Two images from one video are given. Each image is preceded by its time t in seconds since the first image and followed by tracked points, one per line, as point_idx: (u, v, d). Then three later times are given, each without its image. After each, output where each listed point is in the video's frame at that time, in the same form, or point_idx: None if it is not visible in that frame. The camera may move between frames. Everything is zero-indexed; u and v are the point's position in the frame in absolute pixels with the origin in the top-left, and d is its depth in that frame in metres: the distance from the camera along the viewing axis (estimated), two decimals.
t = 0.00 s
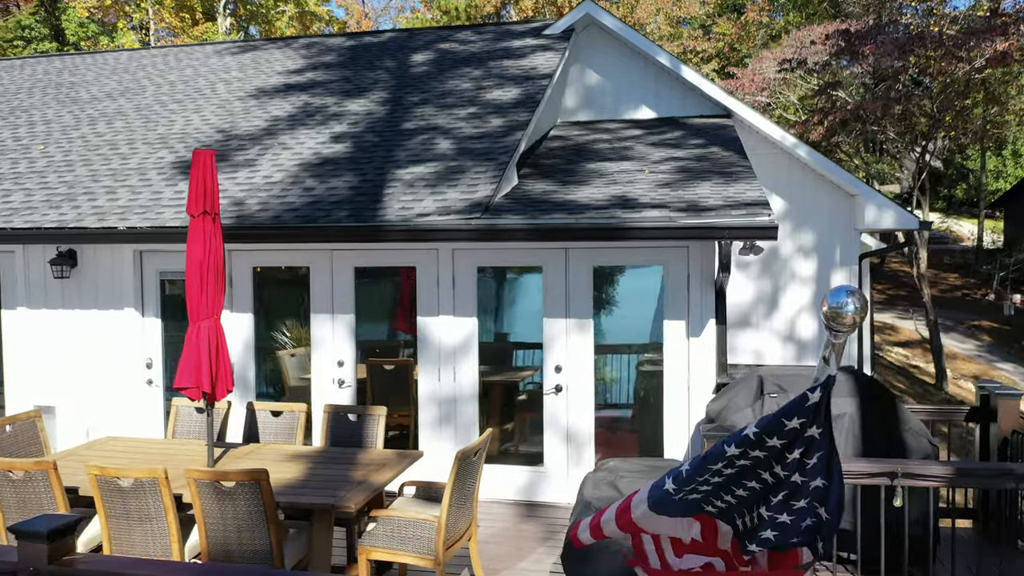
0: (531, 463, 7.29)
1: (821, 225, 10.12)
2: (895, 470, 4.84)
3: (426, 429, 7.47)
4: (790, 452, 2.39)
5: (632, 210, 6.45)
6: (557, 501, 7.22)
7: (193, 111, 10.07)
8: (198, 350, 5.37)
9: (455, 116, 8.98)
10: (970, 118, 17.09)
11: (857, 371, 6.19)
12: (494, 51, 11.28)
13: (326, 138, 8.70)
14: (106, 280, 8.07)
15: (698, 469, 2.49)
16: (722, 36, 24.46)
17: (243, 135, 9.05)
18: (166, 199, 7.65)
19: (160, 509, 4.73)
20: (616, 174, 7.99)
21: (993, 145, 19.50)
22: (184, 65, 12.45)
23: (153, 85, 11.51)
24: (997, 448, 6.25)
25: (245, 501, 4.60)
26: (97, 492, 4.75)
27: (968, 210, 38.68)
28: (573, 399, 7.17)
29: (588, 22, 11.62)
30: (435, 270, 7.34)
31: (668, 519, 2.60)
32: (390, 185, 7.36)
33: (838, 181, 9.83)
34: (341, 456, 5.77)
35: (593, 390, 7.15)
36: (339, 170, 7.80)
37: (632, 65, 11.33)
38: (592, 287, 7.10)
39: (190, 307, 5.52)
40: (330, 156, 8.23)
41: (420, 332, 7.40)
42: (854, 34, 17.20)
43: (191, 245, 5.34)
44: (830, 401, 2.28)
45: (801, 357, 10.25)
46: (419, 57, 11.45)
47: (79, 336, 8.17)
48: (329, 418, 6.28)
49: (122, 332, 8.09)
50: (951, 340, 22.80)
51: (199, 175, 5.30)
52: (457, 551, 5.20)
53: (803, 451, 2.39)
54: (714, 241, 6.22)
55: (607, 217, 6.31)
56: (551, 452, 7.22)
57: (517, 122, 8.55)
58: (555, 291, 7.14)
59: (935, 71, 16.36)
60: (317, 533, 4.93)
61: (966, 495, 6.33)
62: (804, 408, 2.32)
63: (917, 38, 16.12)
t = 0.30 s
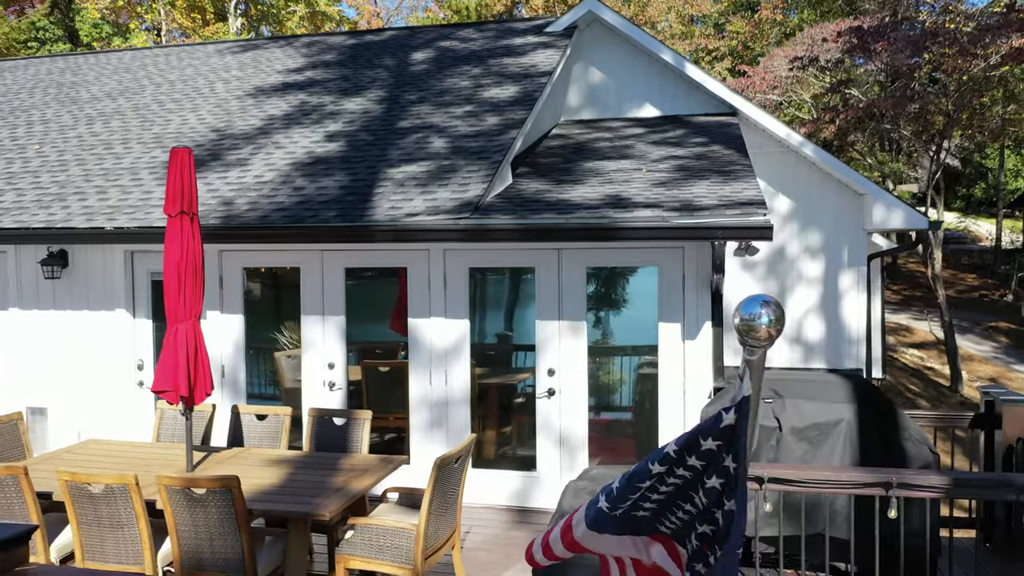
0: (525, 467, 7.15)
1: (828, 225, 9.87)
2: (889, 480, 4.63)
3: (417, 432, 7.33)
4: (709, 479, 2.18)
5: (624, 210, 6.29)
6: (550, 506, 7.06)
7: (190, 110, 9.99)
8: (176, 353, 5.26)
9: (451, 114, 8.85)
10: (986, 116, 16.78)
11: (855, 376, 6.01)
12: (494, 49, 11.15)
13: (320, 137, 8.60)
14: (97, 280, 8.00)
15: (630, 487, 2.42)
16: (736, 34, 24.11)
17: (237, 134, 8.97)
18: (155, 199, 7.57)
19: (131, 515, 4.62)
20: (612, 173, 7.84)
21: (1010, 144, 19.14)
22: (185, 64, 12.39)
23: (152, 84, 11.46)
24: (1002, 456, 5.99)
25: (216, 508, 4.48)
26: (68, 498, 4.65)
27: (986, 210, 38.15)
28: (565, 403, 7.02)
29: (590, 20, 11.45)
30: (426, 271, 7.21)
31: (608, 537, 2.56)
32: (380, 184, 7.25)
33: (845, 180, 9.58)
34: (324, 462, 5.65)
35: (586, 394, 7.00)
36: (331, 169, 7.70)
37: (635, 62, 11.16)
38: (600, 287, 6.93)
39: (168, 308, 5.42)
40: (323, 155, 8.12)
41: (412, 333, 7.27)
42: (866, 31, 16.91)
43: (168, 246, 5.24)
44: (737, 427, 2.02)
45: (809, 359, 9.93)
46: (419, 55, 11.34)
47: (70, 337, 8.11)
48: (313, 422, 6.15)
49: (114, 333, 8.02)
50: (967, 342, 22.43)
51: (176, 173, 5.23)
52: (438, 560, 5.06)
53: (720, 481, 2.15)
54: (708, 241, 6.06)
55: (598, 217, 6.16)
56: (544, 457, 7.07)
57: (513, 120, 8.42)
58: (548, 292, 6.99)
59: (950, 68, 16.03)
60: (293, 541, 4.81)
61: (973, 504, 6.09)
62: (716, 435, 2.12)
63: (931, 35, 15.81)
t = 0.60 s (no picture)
0: (521, 471, 7.03)
1: (838, 225, 9.64)
2: (887, 490, 4.46)
3: (412, 436, 7.22)
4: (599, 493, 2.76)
5: (619, 209, 6.14)
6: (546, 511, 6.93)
7: (191, 110, 9.95)
8: (158, 355, 5.17)
9: (450, 112, 8.74)
10: (1005, 114, 16.43)
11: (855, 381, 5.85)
12: (498, 47, 11.02)
13: (317, 136, 8.51)
14: (92, 280, 7.96)
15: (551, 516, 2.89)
16: (752, 32, 23.77)
17: (236, 134, 8.90)
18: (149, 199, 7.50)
19: (107, 521, 4.53)
20: (612, 172, 7.68)
21: None
22: (190, 64, 12.35)
23: (156, 84, 11.42)
24: (1011, 465, 5.81)
25: (192, 515, 4.38)
26: (44, 503, 4.57)
27: (1008, 210, 37.55)
28: (561, 406, 6.89)
29: (596, 17, 11.28)
30: (421, 272, 7.10)
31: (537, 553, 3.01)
32: (375, 183, 7.14)
33: (855, 179, 9.33)
34: (310, 466, 5.54)
35: (582, 398, 6.86)
36: (326, 169, 7.60)
37: (641, 60, 10.98)
38: (614, 287, 6.78)
39: (152, 310, 5.34)
40: (319, 154, 8.02)
41: (406, 335, 7.16)
42: (882, 28, 16.60)
43: (150, 247, 5.16)
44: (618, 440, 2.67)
45: (819, 362, 9.69)
46: (423, 53, 11.24)
47: (65, 337, 8.06)
48: (301, 425, 6.05)
49: (109, 334, 7.97)
50: (986, 343, 22.02)
51: (159, 172, 5.14)
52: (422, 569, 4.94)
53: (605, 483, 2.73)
54: (705, 242, 5.90)
55: (592, 216, 6.02)
56: (539, 461, 6.94)
57: (512, 118, 8.29)
58: (544, 293, 6.86)
59: (968, 65, 15.67)
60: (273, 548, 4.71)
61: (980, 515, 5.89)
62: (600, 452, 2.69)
63: (948, 31, 15.48)
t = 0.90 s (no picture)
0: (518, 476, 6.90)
1: (851, 224, 9.42)
2: (886, 499, 4.30)
3: (408, 438, 7.12)
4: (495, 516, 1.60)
5: (616, 208, 6.01)
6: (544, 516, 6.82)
7: (194, 109, 9.91)
8: (143, 355, 5.09)
9: (451, 111, 8.63)
10: None
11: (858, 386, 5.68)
12: (503, 45, 10.91)
13: (317, 135, 8.43)
14: (91, 281, 7.92)
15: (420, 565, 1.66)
16: (770, 30, 23.46)
17: (236, 133, 8.84)
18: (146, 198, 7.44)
19: (86, 525, 4.46)
20: (613, 170, 7.54)
21: None
22: (196, 64, 12.33)
23: (162, 83, 11.40)
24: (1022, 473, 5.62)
25: (170, 520, 4.30)
26: (24, 506, 4.51)
27: None
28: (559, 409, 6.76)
29: (604, 14, 11.12)
30: (417, 272, 6.99)
31: None
32: (371, 182, 7.05)
33: (867, 177, 9.13)
34: (298, 469, 5.45)
35: (581, 401, 6.71)
36: (324, 168, 7.52)
37: (649, 57, 10.82)
38: (628, 287, 6.60)
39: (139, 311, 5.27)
40: (317, 153, 7.95)
41: (403, 336, 7.06)
42: (900, 24, 16.32)
43: (137, 247, 5.09)
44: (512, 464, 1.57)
45: (830, 363, 9.51)
46: (428, 51, 11.14)
47: (65, 337, 8.03)
48: (293, 427, 5.96)
49: (109, 335, 7.93)
50: (1008, 345, 21.61)
51: (144, 170, 5.07)
52: None
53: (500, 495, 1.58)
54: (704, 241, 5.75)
55: (588, 215, 5.89)
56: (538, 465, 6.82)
57: (513, 116, 8.17)
58: (542, 294, 6.73)
59: (988, 61, 15.37)
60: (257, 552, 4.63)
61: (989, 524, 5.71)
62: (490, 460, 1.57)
63: (967, 27, 15.18)
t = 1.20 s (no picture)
0: (520, 480, 6.80)
1: (868, 224, 9.87)
2: (891, 509, 4.13)
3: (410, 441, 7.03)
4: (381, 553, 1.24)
5: (618, 207, 5.88)
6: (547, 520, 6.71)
7: (201, 109, 9.89)
8: (134, 356, 5.03)
9: (456, 109, 8.53)
10: None
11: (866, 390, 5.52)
12: (513, 42, 10.80)
13: (322, 134, 8.37)
14: (95, 280, 7.91)
15: None
16: (791, 28, 23.14)
17: (241, 132, 8.80)
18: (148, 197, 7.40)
19: (73, 528, 4.40)
20: (619, 169, 7.41)
21: None
22: (207, 64, 12.33)
23: (172, 83, 11.40)
24: None
25: (155, 523, 4.24)
26: (11, 509, 4.46)
27: None
28: (562, 411, 6.64)
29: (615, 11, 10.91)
30: (419, 272, 6.90)
31: None
32: (372, 181, 6.96)
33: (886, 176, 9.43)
34: (291, 473, 5.37)
35: (584, 403, 6.60)
36: (326, 167, 7.44)
37: (662, 54, 10.69)
38: (647, 286, 6.43)
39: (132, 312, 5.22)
40: (321, 152, 7.88)
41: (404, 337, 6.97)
42: (922, 20, 15.99)
43: (129, 246, 5.04)
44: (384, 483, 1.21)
45: (848, 365, 10.08)
46: (437, 50, 11.05)
47: (70, 337, 8.03)
48: (289, 430, 5.89)
49: (113, 335, 7.92)
50: None
51: (135, 168, 5.02)
52: None
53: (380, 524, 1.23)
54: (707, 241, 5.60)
55: (589, 215, 5.76)
56: (540, 469, 6.70)
57: (519, 114, 8.05)
58: (544, 294, 6.62)
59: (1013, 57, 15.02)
60: (243, 557, 4.54)
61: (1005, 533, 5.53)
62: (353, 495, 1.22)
63: (990, 23, 14.85)
